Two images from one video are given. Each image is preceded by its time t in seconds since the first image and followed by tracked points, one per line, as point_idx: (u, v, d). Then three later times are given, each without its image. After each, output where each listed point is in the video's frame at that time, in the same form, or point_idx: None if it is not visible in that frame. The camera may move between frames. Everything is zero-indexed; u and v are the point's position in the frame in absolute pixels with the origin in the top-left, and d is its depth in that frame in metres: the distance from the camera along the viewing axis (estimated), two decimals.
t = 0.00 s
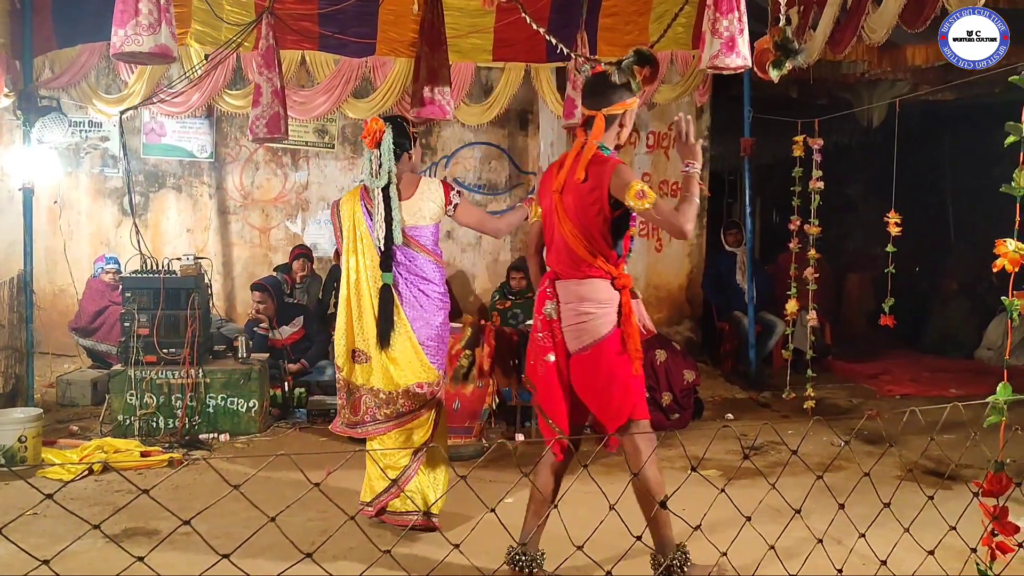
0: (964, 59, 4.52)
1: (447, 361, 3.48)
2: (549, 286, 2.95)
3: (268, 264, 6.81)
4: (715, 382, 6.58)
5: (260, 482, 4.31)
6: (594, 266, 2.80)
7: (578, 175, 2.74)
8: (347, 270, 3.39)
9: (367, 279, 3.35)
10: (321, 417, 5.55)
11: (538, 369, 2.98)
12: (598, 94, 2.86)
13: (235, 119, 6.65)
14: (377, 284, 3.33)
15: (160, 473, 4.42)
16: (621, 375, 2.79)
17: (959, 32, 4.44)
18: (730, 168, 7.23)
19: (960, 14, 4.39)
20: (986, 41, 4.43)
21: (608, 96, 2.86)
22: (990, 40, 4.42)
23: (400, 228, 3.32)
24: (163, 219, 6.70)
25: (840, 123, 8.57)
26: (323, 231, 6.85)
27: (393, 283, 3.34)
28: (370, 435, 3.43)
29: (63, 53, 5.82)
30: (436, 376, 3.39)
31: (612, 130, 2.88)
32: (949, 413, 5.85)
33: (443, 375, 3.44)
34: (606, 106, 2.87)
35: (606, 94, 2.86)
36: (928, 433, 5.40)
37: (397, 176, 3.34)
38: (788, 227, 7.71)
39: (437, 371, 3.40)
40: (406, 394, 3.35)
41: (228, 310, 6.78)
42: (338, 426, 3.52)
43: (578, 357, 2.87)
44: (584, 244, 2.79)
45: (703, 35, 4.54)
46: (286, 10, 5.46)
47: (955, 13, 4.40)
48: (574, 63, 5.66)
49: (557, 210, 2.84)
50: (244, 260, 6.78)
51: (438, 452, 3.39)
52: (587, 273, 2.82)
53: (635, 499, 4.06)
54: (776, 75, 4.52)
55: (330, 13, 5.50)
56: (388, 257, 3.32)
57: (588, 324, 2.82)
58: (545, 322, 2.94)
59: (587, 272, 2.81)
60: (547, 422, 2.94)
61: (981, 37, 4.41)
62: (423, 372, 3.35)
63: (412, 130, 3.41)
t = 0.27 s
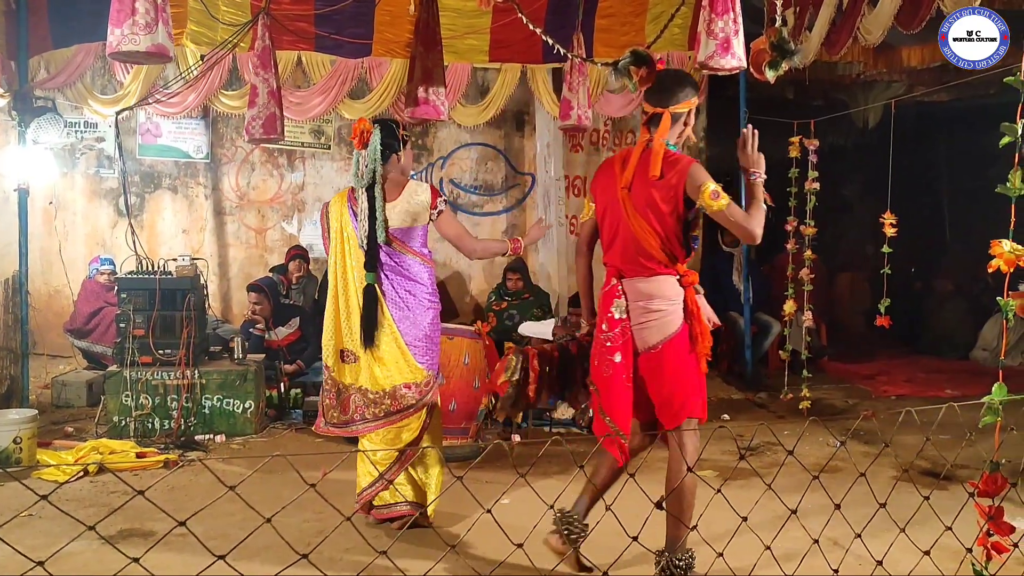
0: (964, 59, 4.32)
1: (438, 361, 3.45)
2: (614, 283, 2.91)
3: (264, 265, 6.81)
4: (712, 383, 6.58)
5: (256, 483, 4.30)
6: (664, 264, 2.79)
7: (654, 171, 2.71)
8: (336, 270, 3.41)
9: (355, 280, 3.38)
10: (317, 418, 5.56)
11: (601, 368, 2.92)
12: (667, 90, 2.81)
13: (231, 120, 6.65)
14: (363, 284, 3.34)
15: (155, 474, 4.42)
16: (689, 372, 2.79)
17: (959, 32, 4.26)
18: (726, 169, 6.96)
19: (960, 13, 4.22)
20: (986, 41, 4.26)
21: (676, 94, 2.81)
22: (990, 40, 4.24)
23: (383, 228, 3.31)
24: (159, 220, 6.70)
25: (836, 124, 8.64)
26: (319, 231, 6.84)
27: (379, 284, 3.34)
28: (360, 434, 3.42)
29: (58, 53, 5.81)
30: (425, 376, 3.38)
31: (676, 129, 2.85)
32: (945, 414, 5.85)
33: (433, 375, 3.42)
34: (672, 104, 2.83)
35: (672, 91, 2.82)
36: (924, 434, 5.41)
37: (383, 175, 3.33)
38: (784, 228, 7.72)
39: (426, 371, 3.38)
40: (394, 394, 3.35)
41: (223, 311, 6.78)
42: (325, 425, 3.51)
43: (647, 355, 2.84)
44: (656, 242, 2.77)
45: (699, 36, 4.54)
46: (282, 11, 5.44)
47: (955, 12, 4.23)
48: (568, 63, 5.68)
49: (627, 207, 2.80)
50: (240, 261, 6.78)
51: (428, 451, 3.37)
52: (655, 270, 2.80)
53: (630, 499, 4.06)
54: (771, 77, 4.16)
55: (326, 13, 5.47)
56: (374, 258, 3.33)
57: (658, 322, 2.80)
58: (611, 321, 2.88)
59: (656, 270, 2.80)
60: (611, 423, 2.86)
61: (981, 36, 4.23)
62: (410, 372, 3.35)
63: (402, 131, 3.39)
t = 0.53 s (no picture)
0: (964, 60, 4.34)
1: (429, 362, 3.45)
2: (653, 280, 2.97)
3: (262, 267, 6.80)
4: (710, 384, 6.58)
5: (253, 485, 4.30)
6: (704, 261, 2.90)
7: (702, 170, 2.78)
8: (326, 269, 3.42)
9: (345, 280, 3.38)
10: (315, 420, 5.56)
11: (642, 366, 2.94)
12: (703, 90, 2.85)
13: (228, 122, 6.64)
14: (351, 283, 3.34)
15: (152, 476, 4.41)
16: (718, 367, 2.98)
17: (959, 32, 4.27)
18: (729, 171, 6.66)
19: (960, 14, 4.23)
20: (986, 41, 4.26)
21: (715, 94, 2.84)
22: (990, 40, 4.25)
23: (373, 228, 3.30)
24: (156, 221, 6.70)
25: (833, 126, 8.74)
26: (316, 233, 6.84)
27: (367, 284, 3.34)
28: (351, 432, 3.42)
29: (56, 54, 5.81)
30: (414, 377, 3.38)
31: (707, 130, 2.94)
32: (942, 415, 5.86)
33: (423, 376, 3.42)
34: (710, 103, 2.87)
35: (706, 90, 2.85)
36: (921, 434, 5.41)
37: (375, 176, 3.32)
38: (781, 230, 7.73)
39: (415, 371, 3.38)
40: (382, 393, 3.35)
41: (221, 312, 6.77)
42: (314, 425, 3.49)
43: (687, 350, 2.94)
44: (697, 240, 2.87)
45: (696, 37, 4.54)
46: (279, 12, 5.44)
47: (955, 12, 4.24)
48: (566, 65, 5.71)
49: (671, 206, 2.86)
50: (237, 262, 6.78)
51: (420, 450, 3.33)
52: (694, 267, 2.91)
53: (628, 500, 4.06)
54: (769, 78, 4.03)
55: (323, 15, 5.47)
56: (363, 258, 3.32)
57: (699, 316, 2.93)
58: (652, 319, 2.92)
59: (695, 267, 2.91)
60: (663, 420, 2.89)
61: (981, 36, 4.25)
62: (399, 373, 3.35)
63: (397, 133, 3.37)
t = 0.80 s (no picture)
0: (964, 60, 4.40)
1: (421, 366, 3.43)
2: (672, 282, 2.98)
3: (260, 268, 6.81)
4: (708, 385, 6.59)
5: (252, 487, 4.29)
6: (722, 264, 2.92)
7: (721, 174, 2.79)
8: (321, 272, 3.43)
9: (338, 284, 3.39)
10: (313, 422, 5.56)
11: (658, 367, 2.96)
12: (721, 93, 2.84)
13: (225, 123, 6.65)
14: (344, 286, 3.36)
15: (151, 478, 4.41)
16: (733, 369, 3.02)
17: (959, 32, 4.32)
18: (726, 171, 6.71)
19: (960, 14, 4.27)
20: (986, 41, 4.34)
21: (732, 97, 2.85)
22: (990, 40, 4.32)
23: (366, 231, 3.30)
24: (154, 223, 6.69)
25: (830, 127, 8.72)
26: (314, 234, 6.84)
27: (361, 287, 3.35)
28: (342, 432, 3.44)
29: (53, 56, 5.82)
30: (403, 381, 3.37)
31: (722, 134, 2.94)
32: (940, 415, 5.88)
33: (414, 379, 3.40)
34: (726, 107, 2.88)
35: (724, 93, 2.84)
36: (919, 435, 5.43)
37: (370, 178, 3.32)
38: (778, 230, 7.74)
39: (405, 375, 3.37)
40: (369, 395, 3.36)
41: (219, 314, 6.77)
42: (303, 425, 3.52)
43: (703, 352, 2.97)
44: (715, 244, 2.88)
45: (693, 38, 4.56)
46: (278, 14, 5.46)
47: (955, 12, 4.27)
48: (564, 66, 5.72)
49: (691, 209, 2.87)
50: (235, 264, 6.78)
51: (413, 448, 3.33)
52: (712, 270, 2.93)
53: (626, 501, 4.06)
54: (765, 80, 4.01)
55: (322, 16, 5.49)
56: (354, 261, 3.33)
57: (717, 319, 2.96)
58: (671, 321, 2.93)
59: (713, 270, 2.93)
60: (674, 421, 2.93)
61: (981, 36, 4.31)
62: (388, 376, 3.34)
63: (396, 135, 3.40)
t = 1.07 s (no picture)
0: (964, 60, 4.24)
1: (414, 366, 3.41)
2: (676, 282, 2.98)
3: (257, 270, 6.80)
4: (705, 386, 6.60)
5: (250, 488, 4.29)
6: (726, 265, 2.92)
7: (728, 175, 2.79)
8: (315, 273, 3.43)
9: (333, 285, 3.40)
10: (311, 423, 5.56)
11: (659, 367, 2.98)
12: (727, 96, 2.87)
13: (223, 125, 6.64)
14: (337, 287, 3.37)
15: (149, 480, 4.40)
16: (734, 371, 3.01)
17: (959, 32, 4.20)
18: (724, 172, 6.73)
19: (960, 13, 4.17)
20: (986, 41, 4.17)
21: (738, 99, 2.88)
22: (990, 40, 4.16)
23: (358, 232, 3.31)
24: (152, 224, 6.69)
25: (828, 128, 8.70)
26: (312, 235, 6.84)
27: (354, 289, 3.35)
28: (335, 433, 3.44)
29: (51, 58, 5.87)
30: (394, 381, 3.35)
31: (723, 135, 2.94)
32: (938, 416, 5.89)
33: (406, 380, 3.38)
34: (733, 109, 2.89)
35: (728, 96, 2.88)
36: (917, 435, 5.43)
37: (364, 180, 3.34)
38: (776, 231, 7.75)
39: (396, 376, 3.36)
40: (360, 396, 3.36)
41: (216, 315, 6.76)
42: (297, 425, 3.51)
43: (704, 352, 2.97)
44: (720, 244, 2.88)
45: (691, 39, 4.56)
46: (276, 15, 5.44)
47: (956, 12, 4.18)
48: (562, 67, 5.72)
49: (698, 210, 2.86)
50: (233, 266, 6.78)
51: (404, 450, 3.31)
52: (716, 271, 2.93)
53: (625, 502, 4.06)
54: (762, 81, 3.99)
55: (319, 18, 5.49)
56: (347, 262, 3.34)
57: (719, 319, 2.95)
58: (673, 321, 2.94)
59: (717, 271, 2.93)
60: (672, 420, 2.94)
61: (981, 36, 4.16)
62: (379, 377, 3.34)
63: (390, 133, 3.39)
